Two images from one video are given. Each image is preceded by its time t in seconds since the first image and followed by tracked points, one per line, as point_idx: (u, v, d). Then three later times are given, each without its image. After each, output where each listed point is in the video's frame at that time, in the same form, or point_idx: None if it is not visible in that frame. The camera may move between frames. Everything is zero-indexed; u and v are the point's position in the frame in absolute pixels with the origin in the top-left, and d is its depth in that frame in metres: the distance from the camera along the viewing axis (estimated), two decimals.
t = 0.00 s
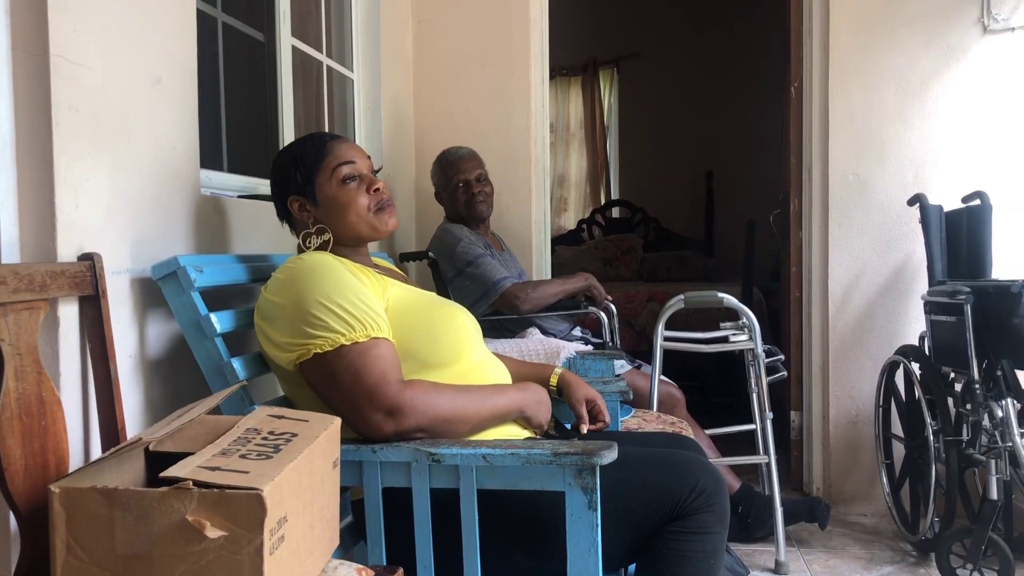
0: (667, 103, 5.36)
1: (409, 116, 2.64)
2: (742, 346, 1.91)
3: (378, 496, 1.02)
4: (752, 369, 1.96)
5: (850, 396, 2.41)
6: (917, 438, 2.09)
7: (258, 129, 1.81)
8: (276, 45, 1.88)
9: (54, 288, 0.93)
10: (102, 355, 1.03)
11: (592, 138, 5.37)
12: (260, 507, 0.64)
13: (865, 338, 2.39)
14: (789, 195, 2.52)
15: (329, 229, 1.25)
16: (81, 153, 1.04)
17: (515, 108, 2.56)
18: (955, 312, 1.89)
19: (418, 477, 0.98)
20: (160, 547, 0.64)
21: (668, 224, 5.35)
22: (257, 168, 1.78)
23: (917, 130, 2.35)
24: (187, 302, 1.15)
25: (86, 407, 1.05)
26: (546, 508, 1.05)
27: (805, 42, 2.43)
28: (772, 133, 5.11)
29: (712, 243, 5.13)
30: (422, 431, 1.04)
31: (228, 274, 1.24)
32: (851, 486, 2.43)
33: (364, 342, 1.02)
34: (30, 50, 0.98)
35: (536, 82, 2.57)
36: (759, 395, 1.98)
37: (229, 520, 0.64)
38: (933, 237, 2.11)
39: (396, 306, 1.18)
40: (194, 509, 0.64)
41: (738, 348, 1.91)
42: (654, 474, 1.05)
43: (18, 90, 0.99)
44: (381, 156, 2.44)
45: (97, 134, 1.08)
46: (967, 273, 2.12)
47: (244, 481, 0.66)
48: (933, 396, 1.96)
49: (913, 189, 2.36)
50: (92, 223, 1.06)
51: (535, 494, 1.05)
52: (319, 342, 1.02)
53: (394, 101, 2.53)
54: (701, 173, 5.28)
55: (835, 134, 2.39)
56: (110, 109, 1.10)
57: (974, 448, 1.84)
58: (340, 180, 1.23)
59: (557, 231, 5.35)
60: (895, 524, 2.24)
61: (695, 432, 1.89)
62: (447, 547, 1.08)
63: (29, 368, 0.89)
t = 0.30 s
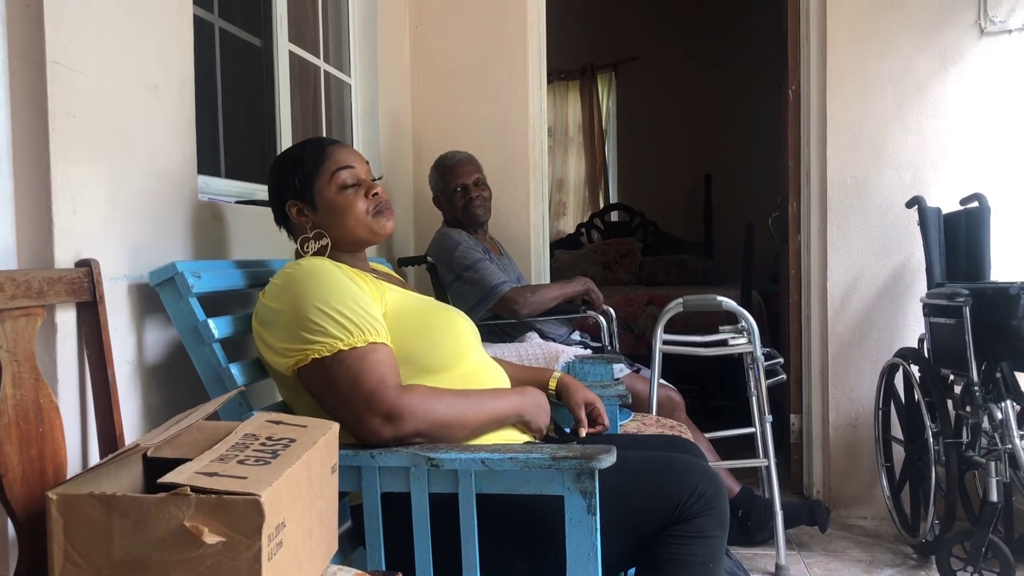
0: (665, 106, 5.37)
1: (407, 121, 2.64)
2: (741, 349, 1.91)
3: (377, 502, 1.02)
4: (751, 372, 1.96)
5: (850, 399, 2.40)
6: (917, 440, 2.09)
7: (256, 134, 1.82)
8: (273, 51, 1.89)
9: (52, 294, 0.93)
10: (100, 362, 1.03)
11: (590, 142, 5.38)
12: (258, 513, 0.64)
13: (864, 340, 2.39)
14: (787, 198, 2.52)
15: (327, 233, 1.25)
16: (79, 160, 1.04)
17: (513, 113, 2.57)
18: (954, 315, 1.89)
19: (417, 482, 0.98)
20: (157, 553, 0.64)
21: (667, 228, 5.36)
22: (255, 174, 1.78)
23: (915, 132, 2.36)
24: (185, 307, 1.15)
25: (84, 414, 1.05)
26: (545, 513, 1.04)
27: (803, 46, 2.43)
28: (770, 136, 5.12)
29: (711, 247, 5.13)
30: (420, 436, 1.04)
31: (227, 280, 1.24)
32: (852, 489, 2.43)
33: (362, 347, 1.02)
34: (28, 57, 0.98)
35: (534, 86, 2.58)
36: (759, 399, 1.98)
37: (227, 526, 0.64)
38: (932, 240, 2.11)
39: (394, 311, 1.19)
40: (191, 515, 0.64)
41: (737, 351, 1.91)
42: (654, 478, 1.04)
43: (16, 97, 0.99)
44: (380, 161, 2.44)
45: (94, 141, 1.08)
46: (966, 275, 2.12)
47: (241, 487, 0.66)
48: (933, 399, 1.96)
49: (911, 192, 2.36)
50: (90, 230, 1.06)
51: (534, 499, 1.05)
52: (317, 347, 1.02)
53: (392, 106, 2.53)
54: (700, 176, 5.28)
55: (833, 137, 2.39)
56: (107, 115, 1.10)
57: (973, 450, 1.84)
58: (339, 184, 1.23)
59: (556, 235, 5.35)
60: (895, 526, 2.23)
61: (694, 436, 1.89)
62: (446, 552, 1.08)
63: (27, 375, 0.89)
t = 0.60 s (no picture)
0: (666, 108, 5.37)
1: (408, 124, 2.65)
2: (743, 351, 1.91)
3: (379, 505, 1.02)
4: (753, 374, 1.96)
5: (852, 400, 2.40)
6: (920, 441, 2.08)
7: (257, 138, 1.82)
8: (274, 55, 1.89)
9: (52, 300, 0.93)
10: (101, 367, 1.03)
11: (591, 144, 5.38)
12: (260, 517, 0.64)
13: (866, 341, 2.39)
14: (788, 199, 2.52)
15: (332, 236, 1.25)
16: (79, 165, 1.04)
17: (513, 115, 2.57)
18: (956, 315, 1.89)
19: (419, 486, 0.98)
20: (159, 559, 0.64)
21: (668, 229, 5.36)
22: (256, 178, 1.78)
23: (916, 133, 2.36)
24: (186, 312, 1.15)
25: (85, 419, 1.05)
26: (548, 516, 1.04)
27: (803, 47, 2.43)
28: (771, 137, 5.12)
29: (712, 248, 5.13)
30: (422, 439, 1.04)
31: (228, 285, 1.24)
32: (855, 490, 2.43)
33: (363, 351, 1.01)
34: (28, 62, 0.99)
35: (534, 88, 2.58)
36: (761, 400, 1.98)
37: (228, 531, 0.64)
38: (933, 240, 2.10)
39: (395, 314, 1.18)
40: (193, 520, 0.64)
41: (739, 353, 1.91)
42: (656, 481, 1.04)
43: (16, 103, 0.99)
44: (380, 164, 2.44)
45: (94, 146, 1.08)
46: (968, 275, 2.13)
47: (243, 492, 0.66)
48: (935, 399, 1.96)
49: (912, 192, 2.36)
50: (90, 234, 1.06)
51: (536, 502, 1.05)
52: (318, 351, 1.02)
53: (393, 110, 2.53)
54: (701, 178, 5.28)
55: (834, 138, 2.39)
56: (107, 120, 1.10)
57: (976, 451, 1.83)
58: (345, 187, 1.24)
59: (557, 238, 5.35)
60: (899, 527, 2.23)
61: (697, 438, 1.88)
62: (449, 556, 1.07)
63: (28, 381, 0.89)
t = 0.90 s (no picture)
0: (666, 108, 5.37)
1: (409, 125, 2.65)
2: (745, 351, 1.90)
3: (380, 506, 1.02)
4: (755, 374, 1.96)
5: (854, 399, 2.40)
6: (922, 441, 2.08)
7: (257, 140, 1.82)
8: (274, 57, 1.89)
9: (53, 302, 0.93)
10: (103, 369, 1.03)
11: (592, 145, 5.38)
12: (261, 519, 0.64)
13: (868, 341, 2.39)
14: (789, 198, 2.52)
15: (335, 237, 1.25)
16: (80, 167, 1.04)
17: (514, 116, 2.57)
18: (957, 314, 1.89)
19: (420, 487, 0.98)
20: (160, 561, 0.64)
21: (669, 229, 5.35)
22: (256, 179, 1.78)
23: (917, 132, 2.35)
24: (187, 314, 1.15)
25: (87, 421, 1.05)
26: (549, 517, 1.04)
27: (803, 47, 2.43)
28: (771, 137, 5.12)
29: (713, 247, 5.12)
30: (424, 440, 1.04)
31: (229, 286, 1.24)
32: (857, 490, 2.42)
33: (365, 353, 1.01)
34: (28, 65, 0.99)
35: (535, 89, 2.58)
36: (763, 400, 1.97)
37: (229, 533, 0.64)
38: (935, 240, 2.10)
39: (396, 316, 1.19)
40: (194, 522, 0.64)
41: (741, 353, 1.90)
42: (658, 482, 1.04)
43: (16, 106, 0.99)
44: (381, 165, 2.44)
45: (94, 148, 1.08)
46: (970, 275, 2.13)
47: (244, 493, 0.66)
48: (937, 399, 1.96)
49: (913, 191, 2.36)
50: (92, 236, 1.06)
51: (538, 502, 1.05)
52: (320, 353, 1.02)
53: (393, 111, 2.53)
54: (702, 178, 5.28)
55: (834, 138, 2.39)
56: (108, 122, 1.10)
57: (979, 450, 1.83)
58: (350, 189, 1.24)
59: (558, 238, 5.34)
60: (901, 527, 2.22)
61: (699, 438, 1.88)
62: (451, 556, 1.08)
63: (29, 383, 0.89)
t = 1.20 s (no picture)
0: (669, 108, 5.36)
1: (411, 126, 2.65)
2: (748, 351, 1.90)
3: (383, 507, 1.02)
4: (757, 374, 1.95)
5: (857, 400, 2.39)
6: (926, 442, 2.07)
7: (259, 140, 1.82)
8: (276, 56, 1.89)
9: (56, 302, 0.93)
10: (105, 369, 1.03)
11: (594, 145, 5.37)
12: (264, 519, 0.64)
13: (870, 341, 2.38)
14: (792, 198, 2.51)
15: (339, 238, 1.25)
16: (82, 168, 1.04)
17: (516, 115, 2.57)
18: (961, 315, 1.88)
19: (423, 488, 0.98)
20: (163, 561, 0.64)
21: (672, 229, 5.35)
22: (259, 179, 1.78)
23: (920, 132, 2.35)
24: (190, 314, 1.15)
25: (89, 421, 1.05)
26: (552, 518, 1.04)
27: (806, 47, 2.42)
28: (774, 137, 5.11)
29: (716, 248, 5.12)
30: (425, 441, 1.04)
31: (231, 286, 1.24)
32: (860, 491, 2.42)
33: (367, 353, 1.01)
34: (31, 65, 0.99)
35: (537, 89, 2.58)
36: (766, 400, 1.97)
37: (232, 533, 0.64)
38: (938, 241, 2.10)
39: (398, 317, 1.18)
40: (197, 522, 0.64)
41: (744, 353, 1.90)
42: (660, 482, 1.04)
43: (19, 106, 0.99)
44: (383, 165, 2.44)
45: (96, 148, 1.08)
46: (973, 274, 2.12)
47: (246, 494, 0.66)
48: (941, 399, 1.95)
49: (917, 192, 2.35)
50: (94, 236, 1.06)
51: (541, 503, 1.05)
52: (322, 353, 1.01)
53: (396, 111, 2.53)
54: (704, 178, 5.27)
55: (837, 138, 2.38)
56: (110, 123, 1.10)
57: (982, 451, 1.83)
58: (354, 189, 1.24)
59: (561, 238, 5.34)
60: (904, 527, 2.22)
61: (701, 438, 1.88)
62: (453, 557, 1.07)
63: (32, 383, 0.89)
